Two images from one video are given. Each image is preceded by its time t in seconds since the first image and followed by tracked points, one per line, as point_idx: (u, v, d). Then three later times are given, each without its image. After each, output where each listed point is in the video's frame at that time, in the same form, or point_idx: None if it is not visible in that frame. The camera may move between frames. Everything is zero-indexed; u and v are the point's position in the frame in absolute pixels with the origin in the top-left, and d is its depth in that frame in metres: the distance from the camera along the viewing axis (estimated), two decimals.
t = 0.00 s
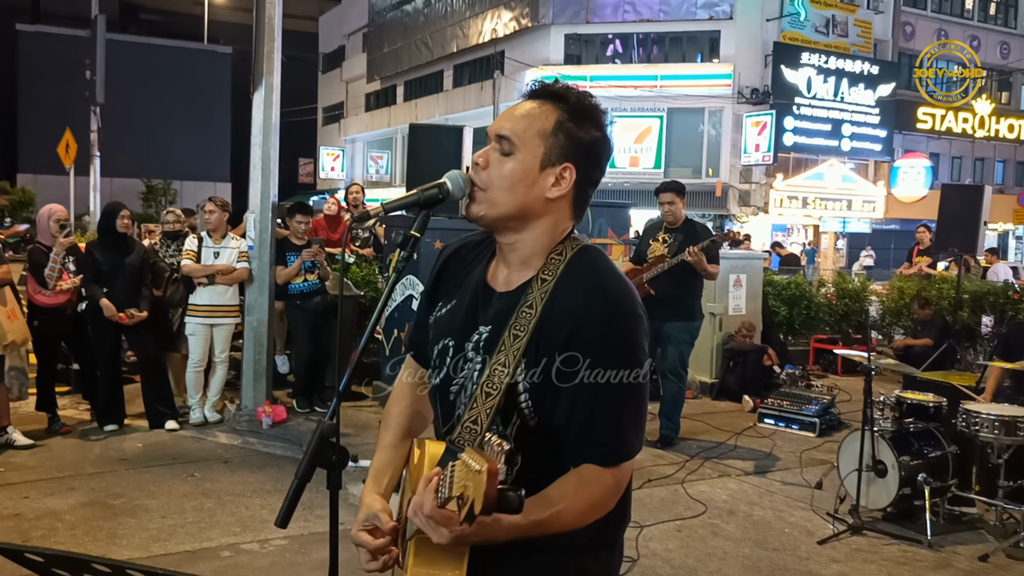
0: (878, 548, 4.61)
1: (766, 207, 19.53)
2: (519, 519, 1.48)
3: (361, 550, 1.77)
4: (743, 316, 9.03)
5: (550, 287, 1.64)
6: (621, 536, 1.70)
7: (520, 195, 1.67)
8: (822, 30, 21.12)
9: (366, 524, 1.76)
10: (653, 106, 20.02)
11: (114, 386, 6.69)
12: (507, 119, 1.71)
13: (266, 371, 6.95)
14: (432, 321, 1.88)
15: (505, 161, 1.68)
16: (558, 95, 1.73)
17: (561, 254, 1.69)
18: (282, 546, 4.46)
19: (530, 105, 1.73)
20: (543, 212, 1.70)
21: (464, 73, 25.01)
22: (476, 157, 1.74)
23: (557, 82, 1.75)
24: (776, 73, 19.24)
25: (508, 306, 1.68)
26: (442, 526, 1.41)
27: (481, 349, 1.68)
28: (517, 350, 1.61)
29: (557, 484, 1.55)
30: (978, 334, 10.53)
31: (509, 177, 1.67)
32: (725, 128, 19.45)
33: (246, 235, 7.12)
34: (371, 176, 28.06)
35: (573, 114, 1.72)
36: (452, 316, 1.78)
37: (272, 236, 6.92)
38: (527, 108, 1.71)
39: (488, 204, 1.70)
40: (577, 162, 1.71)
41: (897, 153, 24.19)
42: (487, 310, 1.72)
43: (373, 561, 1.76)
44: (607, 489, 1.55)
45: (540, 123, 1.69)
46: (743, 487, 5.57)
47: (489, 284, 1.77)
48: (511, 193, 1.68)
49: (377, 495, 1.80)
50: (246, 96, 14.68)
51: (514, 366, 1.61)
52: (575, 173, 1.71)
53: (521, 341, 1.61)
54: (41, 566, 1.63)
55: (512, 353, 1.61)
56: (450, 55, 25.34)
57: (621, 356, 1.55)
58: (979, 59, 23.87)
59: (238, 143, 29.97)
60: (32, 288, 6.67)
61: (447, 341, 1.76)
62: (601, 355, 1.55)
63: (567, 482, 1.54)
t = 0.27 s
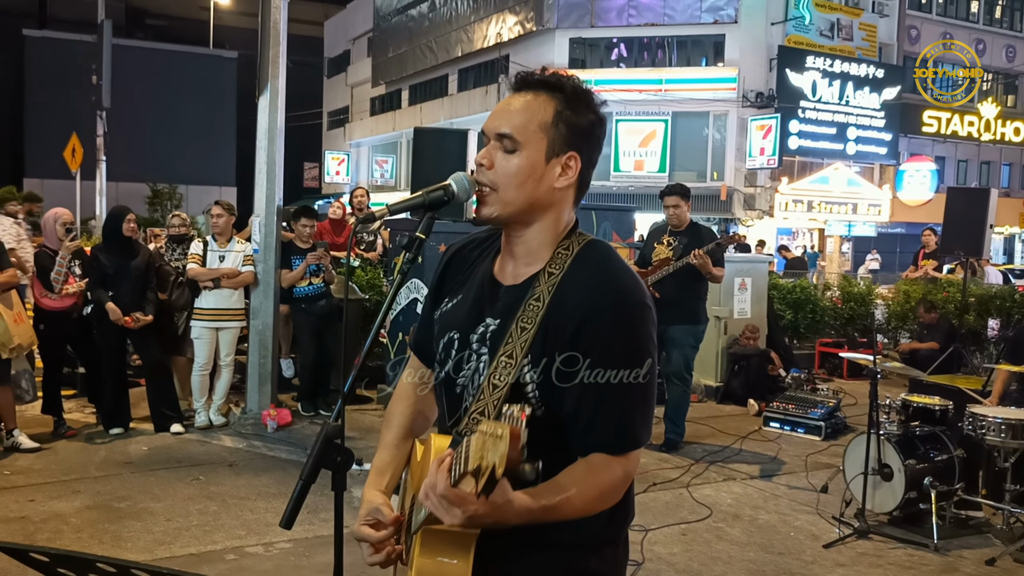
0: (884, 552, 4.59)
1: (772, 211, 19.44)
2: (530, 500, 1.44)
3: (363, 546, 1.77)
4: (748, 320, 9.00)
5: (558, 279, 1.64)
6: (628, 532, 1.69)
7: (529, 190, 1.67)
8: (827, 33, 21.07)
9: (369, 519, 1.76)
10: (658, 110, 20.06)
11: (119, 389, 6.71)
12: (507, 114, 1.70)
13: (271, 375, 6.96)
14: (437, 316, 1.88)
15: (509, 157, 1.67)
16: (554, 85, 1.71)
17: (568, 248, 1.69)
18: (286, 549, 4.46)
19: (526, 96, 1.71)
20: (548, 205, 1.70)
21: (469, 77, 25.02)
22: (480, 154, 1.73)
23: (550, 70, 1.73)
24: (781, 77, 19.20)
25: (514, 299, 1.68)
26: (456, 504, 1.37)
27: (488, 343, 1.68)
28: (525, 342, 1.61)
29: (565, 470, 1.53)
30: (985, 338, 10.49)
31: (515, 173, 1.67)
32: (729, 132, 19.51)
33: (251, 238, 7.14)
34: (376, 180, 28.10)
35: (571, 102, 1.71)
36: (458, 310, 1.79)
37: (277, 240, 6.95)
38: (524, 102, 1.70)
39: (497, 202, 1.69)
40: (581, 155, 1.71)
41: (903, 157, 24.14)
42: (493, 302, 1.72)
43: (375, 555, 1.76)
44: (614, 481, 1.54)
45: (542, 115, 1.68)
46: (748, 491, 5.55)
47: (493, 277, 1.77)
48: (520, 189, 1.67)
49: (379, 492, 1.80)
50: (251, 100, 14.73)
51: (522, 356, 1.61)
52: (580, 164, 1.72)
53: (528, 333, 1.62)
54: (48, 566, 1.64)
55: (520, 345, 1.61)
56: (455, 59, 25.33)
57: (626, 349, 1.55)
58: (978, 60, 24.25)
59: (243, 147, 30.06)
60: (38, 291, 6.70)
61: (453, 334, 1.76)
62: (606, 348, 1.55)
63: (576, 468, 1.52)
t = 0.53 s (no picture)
0: (890, 552, 4.58)
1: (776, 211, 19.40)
2: (536, 479, 1.44)
3: (368, 539, 1.78)
4: (753, 320, 8.97)
5: (561, 265, 1.64)
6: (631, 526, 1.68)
7: (533, 183, 1.68)
8: (832, 33, 21.00)
9: (373, 513, 1.77)
10: (663, 111, 20.04)
11: (125, 390, 6.73)
12: (506, 109, 1.69)
13: (276, 375, 7.02)
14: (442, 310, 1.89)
15: (512, 150, 1.67)
16: (553, 76, 1.70)
17: (571, 236, 1.69)
18: (291, 549, 4.47)
19: (526, 87, 1.70)
20: (551, 197, 1.71)
21: (474, 78, 25.01)
22: (482, 147, 1.73)
23: (547, 61, 1.73)
24: (786, 77, 19.15)
25: (518, 288, 1.69)
26: (462, 477, 1.37)
27: (491, 332, 1.68)
28: (529, 327, 1.62)
29: (571, 455, 1.53)
30: (990, 338, 10.47)
31: (518, 167, 1.67)
32: (734, 132, 19.50)
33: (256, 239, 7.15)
34: (380, 181, 28.14)
35: (569, 92, 1.71)
36: (462, 303, 1.80)
37: (282, 241, 7.02)
38: (523, 92, 1.69)
39: (503, 198, 1.69)
40: (581, 144, 1.72)
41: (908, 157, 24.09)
42: (497, 293, 1.73)
43: (380, 548, 1.77)
44: (620, 470, 1.53)
45: (542, 106, 1.68)
46: (753, 491, 5.54)
47: (497, 269, 1.78)
48: (524, 182, 1.68)
49: (382, 486, 1.82)
50: (255, 101, 14.74)
51: (526, 343, 1.60)
52: (582, 154, 1.73)
53: (532, 319, 1.62)
54: (56, 562, 1.67)
55: (524, 332, 1.62)
56: (459, 61, 25.30)
57: (629, 340, 1.54)
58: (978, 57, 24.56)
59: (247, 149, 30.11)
60: (44, 291, 6.72)
61: (457, 326, 1.77)
62: (609, 337, 1.54)
63: (582, 450, 1.52)
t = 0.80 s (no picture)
0: (900, 567, 4.54)
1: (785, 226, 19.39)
2: (548, 481, 1.42)
3: (370, 553, 1.80)
4: (761, 334, 8.96)
5: (564, 270, 1.65)
6: (641, 531, 1.68)
7: (538, 193, 1.69)
8: (840, 48, 21.01)
9: (376, 527, 1.80)
10: (670, 126, 20.06)
11: (134, 404, 6.75)
12: (509, 119, 1.70)
13: (285, 389, 6.99)
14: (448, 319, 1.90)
15: (517, 161, 1.69)
16: (555, 86, 1.72)
17: (574, 241, 1.70)
18: (299, 563, 4.46)
19: (530, 96, 1.71)
20: (556, 206, 1.72)
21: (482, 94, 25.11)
22: (486, 159, 1.74)
23: (550, 71, 1.74)
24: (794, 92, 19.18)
25: (522, 293, 1.70)
26: (472, 468, 1.34)
27: (495, 339, 1.69)
28: (534, 331, 1.62)
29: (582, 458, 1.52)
30: (1001, 353, 10.42)
31: (523, 177, 1.68)
32: (742, 147, 19.50)
33: (264, 254, 7.17)
34: (389, 197, 28.28)
35: (571, 101, 1.72)
36: (467, 312, 1.81)
37: (292, 255, 6.98)
38: (526, 101, 1.71)
39: (509, 208, 1.71)
40: (585, 154, 1.74)
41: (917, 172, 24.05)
42: (502, 298, 1.74)
43: (382, 564, 1.79)
44: (630, 472, 1.52)
45: (543, 115, 1.69)
46: (762, 506, 5.51)
47: (502, 277, 1.79)
48: (529, 193, 1.69)
49: (388, 499, 1.84)
50: (265, 117, 14.86)
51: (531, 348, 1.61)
52: (586, 162, 1.74)
53: (537, 323, 1.63)
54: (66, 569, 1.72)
55: (528, 335, 1.62)
56: (467, 77, 25.42)
57: (634, 340, 1.54)
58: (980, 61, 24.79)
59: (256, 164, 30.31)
60: (54, 305, 6.77)
61: (461, 335, 1.78)
62: (614, 340, 1.55)
63: (594, 453, 1.52)
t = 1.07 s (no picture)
0: None
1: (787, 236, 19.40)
2: (559, 469, 1.35)
3: (370, 550, 1.81)
4: (764, 343, 8.94)
5: (564, 269, 1.65)
6: (641, 535, 1.67)
7: (540, 198, 1.70)
8: (841, 58, 21.04)
9: (377, 523, 1.82)
10: (672, 136, 20.08)
11: (136, 413, 6.75)
12: (509, 125, 1.71)
13: (286, 399, 7.00)
14: (449, 321, 1.91)
15: (518, 166, 1.69)
16: (557, 91, 1.71)
17: (574, 241, 1.70)
18: (300, 572, 4.44)
19: (530, 101, 1.71)
20: (556, 208, 1.72)
21: (484, 105, 25.15)
22: (488, 163, 1.74)
23: (550, 75, 1.73)
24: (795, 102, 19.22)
25: (521, 292, 1.69)
26: (478, 438, 1.23)
27: (495, 341, 1.70)
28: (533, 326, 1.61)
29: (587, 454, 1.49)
30: (1004, 362, 10.38)
31: (524, 183, 1.69)
32: (743, 157, 19.54)
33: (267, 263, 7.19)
34: (391, 207, 28.35)
35: (572, 106, 1.72)
36: (468, 314, 1.82)
37: (293, 264, 7.00)
38: (528, 107, 1.71)
39: (509, 213, 1.71)
40: (585, 159, 1.74)
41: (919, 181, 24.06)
42: (502, 297, 1.75)
43: (382, 560, 1.79)
44: (635, 467, 1.49)
45: (544, 121, 1.69)
46: (766, 516, 5.48)
47: (503, 279, 1.79)
48: (530, 199, 1.70)
49: (386, 498, 1.86)
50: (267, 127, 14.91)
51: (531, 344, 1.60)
52: (586, 167, 1.75)
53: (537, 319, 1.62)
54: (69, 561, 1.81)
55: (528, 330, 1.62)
56: (469, 87, 25.48)
57: (635, 338, 1.54)
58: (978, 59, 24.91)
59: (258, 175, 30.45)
60: (56, 315, 6.75)
61: (461, 337, 1.79)
62: (616, 339, 1.54)
63: (599, 445, 1.49)
